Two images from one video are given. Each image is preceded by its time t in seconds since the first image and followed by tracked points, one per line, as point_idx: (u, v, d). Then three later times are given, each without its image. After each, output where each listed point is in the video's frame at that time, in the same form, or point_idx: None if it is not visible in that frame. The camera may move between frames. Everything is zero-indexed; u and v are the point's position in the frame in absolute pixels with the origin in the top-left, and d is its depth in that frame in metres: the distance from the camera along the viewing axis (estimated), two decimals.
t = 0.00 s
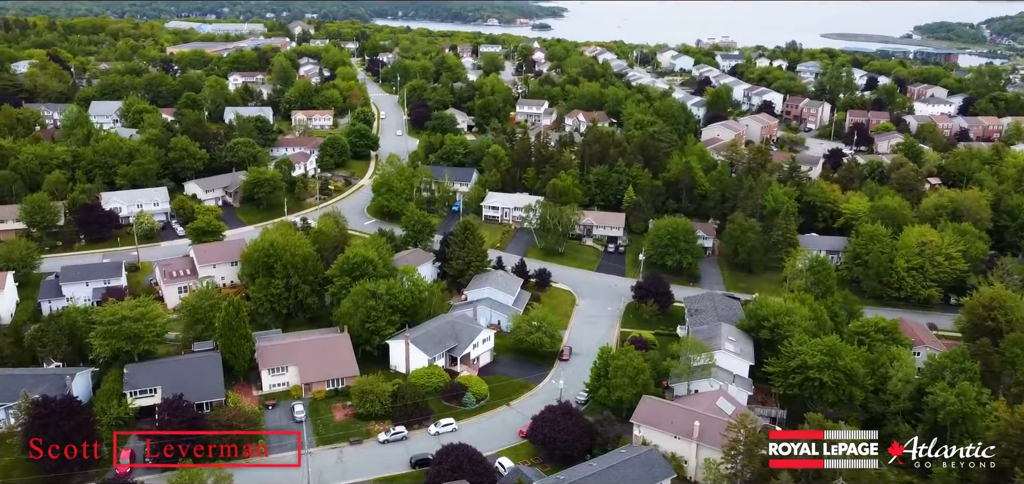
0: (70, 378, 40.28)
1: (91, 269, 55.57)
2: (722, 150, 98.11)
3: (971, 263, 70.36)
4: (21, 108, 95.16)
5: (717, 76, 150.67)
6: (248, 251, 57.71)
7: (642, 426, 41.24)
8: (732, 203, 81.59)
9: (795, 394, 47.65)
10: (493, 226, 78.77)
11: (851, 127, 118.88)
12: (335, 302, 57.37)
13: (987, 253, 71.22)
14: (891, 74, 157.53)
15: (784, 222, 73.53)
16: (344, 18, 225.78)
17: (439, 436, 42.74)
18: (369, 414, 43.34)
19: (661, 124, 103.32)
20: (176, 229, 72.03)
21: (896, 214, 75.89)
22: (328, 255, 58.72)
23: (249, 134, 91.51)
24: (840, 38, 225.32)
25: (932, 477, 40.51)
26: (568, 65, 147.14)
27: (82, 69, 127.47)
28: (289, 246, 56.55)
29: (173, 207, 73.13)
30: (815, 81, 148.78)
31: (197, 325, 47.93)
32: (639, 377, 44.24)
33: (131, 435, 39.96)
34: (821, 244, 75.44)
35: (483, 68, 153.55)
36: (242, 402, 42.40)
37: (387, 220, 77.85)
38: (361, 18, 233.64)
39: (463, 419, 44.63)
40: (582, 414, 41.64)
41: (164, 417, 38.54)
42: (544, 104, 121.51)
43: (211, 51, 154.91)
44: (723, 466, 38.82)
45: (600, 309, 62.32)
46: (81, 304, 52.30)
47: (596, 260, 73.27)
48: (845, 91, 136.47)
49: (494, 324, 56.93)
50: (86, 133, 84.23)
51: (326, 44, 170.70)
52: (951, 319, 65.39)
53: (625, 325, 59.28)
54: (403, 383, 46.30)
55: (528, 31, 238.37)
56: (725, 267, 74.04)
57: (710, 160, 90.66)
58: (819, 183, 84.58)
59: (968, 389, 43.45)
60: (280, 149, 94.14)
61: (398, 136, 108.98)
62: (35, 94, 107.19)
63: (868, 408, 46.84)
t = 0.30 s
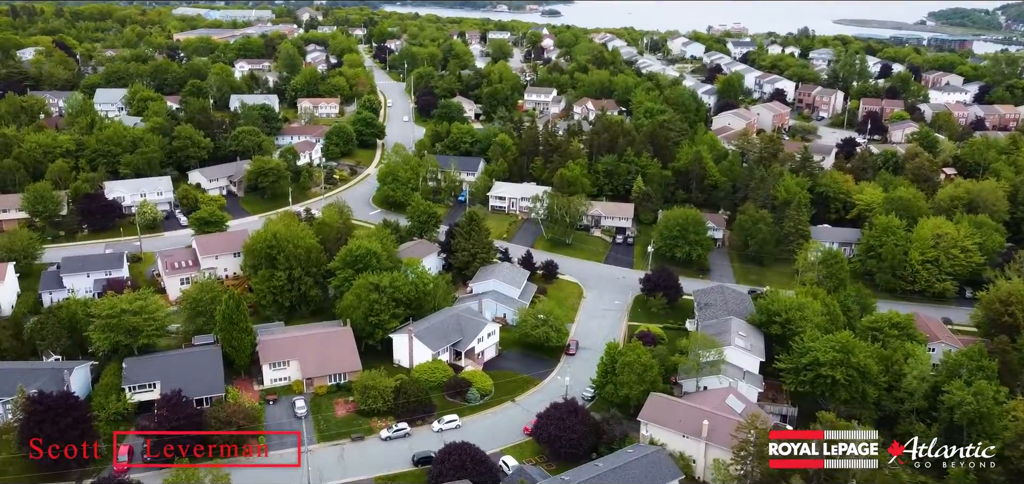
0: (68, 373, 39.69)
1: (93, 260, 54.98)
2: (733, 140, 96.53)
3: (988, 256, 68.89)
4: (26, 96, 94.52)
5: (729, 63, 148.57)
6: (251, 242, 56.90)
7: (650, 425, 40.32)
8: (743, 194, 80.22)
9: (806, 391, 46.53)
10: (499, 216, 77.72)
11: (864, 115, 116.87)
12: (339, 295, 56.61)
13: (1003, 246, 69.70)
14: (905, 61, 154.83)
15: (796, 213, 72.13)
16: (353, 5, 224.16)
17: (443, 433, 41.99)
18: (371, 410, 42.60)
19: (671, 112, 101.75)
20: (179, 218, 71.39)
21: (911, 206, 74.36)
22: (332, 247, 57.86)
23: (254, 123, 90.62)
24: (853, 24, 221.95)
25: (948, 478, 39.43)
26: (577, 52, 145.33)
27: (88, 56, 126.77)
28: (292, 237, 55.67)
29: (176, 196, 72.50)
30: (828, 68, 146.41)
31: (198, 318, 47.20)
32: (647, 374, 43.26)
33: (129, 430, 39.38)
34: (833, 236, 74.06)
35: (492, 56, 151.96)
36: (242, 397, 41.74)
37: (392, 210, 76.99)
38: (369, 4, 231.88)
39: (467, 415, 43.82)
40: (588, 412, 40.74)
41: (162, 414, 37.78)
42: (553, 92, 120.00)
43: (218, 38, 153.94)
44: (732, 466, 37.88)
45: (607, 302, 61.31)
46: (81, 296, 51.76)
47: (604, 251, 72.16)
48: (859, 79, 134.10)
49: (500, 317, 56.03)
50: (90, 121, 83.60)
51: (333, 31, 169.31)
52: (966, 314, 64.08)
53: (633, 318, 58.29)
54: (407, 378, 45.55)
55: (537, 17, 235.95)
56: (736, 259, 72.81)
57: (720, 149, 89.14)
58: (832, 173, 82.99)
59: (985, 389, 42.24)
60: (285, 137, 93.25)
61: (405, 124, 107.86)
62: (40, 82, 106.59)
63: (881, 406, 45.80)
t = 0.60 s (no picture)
0: (65, 368, 39.13)
1: (93, 251, 54.42)
2: (744, 129, 94.92)
3: (1005, 249, 67.34)
4: (30, 83, 93.95)
5: (740, 51, 146.40)
6: (253, 233, 56.12)
7: (657, 423, 39.38)
8: (754, 184, 78.88)
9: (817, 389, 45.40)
10: (506, 207, 76.64)
11: (878, 104, 114.84)
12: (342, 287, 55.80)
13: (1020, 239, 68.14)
14: (919, 48, 152.15)
15: (808, 204, 70.74)
16: None
17: (445, 430, 41.21)
18: (372, 406, 41.84)
19: (681, 101, 100.17)
20: (182, 208, 70.78)
21: (926, 197, 72.82)
22: (334, 238, 57.04)
23: (258, 111, 89.80)
24: (866, 10, 218.56)
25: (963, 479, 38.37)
26: (586, 39, 143.46)
27: (93, 43, 125.95)
28: (294, 228, 54.88)
29: (179, 186, 71.85)
30: (841, 56, 144.06)
31: (198, 311, 46.54)
32: (654, 371, 42.30)
33: (126, 425, 38.81)
34: (845, 227, 72.67)
35: (500, 43, 150.33)
36: (242, 393, 41.05)
37: (397, 200, 76.11)
38: None
39: (470, 412, 42.99)
40: (594, 410, 39.86)
41: (159, 410, 37.04)
42: (561, 79, 118.48)
43: (224, 24, 152.80)
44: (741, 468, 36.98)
45: (615, 295, 60.28)
46: (81, 288, 51.23)
47: (612, 242, 71.05)
48: (872, 66, 131.69)
49: (505, 310, 55.11)
50: (93, 109, 82.93)
51: (340, 17, 167.74)
52: (982, 308, 62.74)
53: (640, 312, 57.27)
54: (410, 373, 44.78)
55: (546, 3, 233.43)
56: (746, 251, 71.58)
57: (731, 138, 87.62)
58: (845, 163, 81.40)
59: (1003, 388, 41.05)
60: (290, 126, 92.41)
61: (411, 112, 106.70)
62: (45, 69, 106.04)
63: (894, 404, 44.69)
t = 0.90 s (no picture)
0: (61, 363, 38.52)
1: (94, 243, 53.77)
2: (756, 118, 93.31)
3: (1022, 242, 65.79)
4: (34, 70, 93.28)
5: (752, 38, 144.17)
6: (255, 224, 55.29)
7: (664, 423, 38.39)
8: (765, 175, 77.49)
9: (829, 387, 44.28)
10: (512, 197, 75.53)
11: (892, 92, 112.73)
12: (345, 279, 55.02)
13: None
14: (935, 35, 149.35)
15: (820, 196, 69.31)
16: None
17: (448, 427, 40.44)
18: (374, 402, 41.07)
19: (692, 89, 98.56)
20: (185, 198, 70.08)
21: (941, 189, 71.25)
22: (337, 230, 56.17)
23: (263, 100, 88.89)
24: None
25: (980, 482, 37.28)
26: (596, 27, 141.51)
27: (98, 29, 125.11)
28: (296, 220, 54.02)
29: (182, 175, 71.13)
30: (854, 43, 141.57)
31: (198, 304, 45.82)
32: (662, 369, 41.33)
33: (123, 422, 38.17)
34: (858, 220, 71.27)
35: (508, 30, 148.53)
36: (241, 389, 40.38)
37: (402, 190, 75.17)
38: None
39: (473, 409, 42.19)
40: (599, 409, 38.95)
41: (157, 407, 36.22)
42: (570, 67, 116.91)
43: (230, 10, 151.54)
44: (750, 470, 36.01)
45: (622, 289, 59.23)
46: (81, 280, 50.59)
47: (620, 234, 69.90)
48: (887, 54, 129.29)
49: (510, 304, 54.19)
50: (97, 97, 82.21)
51: (347, 4, 166.17)
52: (998, 303, 61.38)
53: (648, 306, 56.23)
54: (412, 369, 44.02)
55: None
56: (756, 244, 70.31)
57: (742, 127, 86.06)
58: (858, 153, 79.77)
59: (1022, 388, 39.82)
60: (295, 114, 91.49)
61: (417, 101, 105.45)
62: (50, 56, 105.34)
63: (908, 404, 43.60)
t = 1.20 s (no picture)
0: (57, 358, 37.97)
1: (94, 234, 53.16)
2: (767, 108, 91.69)
3: None
4: (38, 58, 92.68)
5: (764, 25, 141.86)
6: (256, 216, 54.48)
7: (671, 423, 37.47)
8: (776, 166, 76.09)
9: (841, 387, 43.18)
10: (518, 188, 74.44)
11: (907, 81, 110.56)
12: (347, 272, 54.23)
13: None
14: (950, 23, 146.49)
15: (833, 188, 67.87)
16: None
17: (450, 425, 39.65)
18: (374, 400, 40.31)
19: (702, 78, 96.93)
20: (188, 188, 69.43)
21: (957, 181, 69.64)
22: (340, 222, 55.31)
23: (267, 88, 87.96)
24: None
25: None
26: (605, 14, 139.58)
27: (104, 16, 124.31)
28: (298, 211, 53.19)
29: (185, 165, 70.44)
30: (868, 30, 139.05)
31: (197, 298, 45.13)
32: (668, 367, 40.37)
33: (119, 419, 37.58)
34: (871, 212, 69.85)
35: (516, 16, 146.65)
36: (239, 385, 39.72)
37: (407, 180, 74.22)
38: None
39: (476, 407, 41.41)
40: (605, 408, 38.03)
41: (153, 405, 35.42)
42: (578, 55, 115.30)
43: None
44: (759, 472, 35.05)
45: (629, 282, 58.19)
46: (80, 272, 50.00)
47: (627, 226, 68.76)
48: (901, 42, 126.82)
49: (515, 298, 53.31)
50: (100, 85, 81.51)
51: None
52: (1015, 299, 60.01)
53: (655, 301, 55.21)
54: (414, 365, 43.26)
55: None
56: (766, 236, 69.04)
57: (753, 117, 84.44)
58: (872, 144, 78.15)
59: None
60: (300, 103, 90.56)
61: (423, 89, 104.22)
62: (54, 43, 104.56)
63: (922, 404, 42.48)
